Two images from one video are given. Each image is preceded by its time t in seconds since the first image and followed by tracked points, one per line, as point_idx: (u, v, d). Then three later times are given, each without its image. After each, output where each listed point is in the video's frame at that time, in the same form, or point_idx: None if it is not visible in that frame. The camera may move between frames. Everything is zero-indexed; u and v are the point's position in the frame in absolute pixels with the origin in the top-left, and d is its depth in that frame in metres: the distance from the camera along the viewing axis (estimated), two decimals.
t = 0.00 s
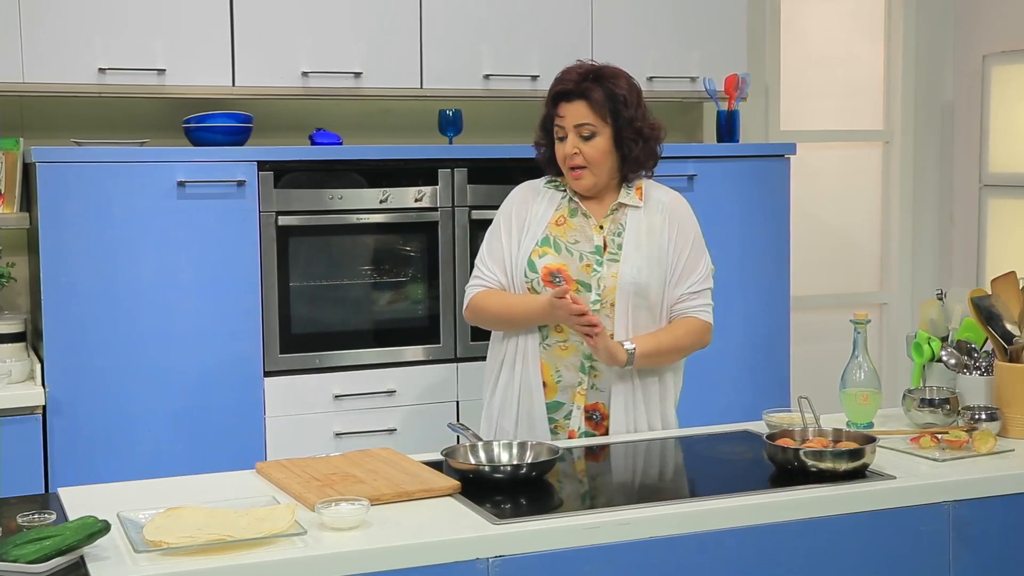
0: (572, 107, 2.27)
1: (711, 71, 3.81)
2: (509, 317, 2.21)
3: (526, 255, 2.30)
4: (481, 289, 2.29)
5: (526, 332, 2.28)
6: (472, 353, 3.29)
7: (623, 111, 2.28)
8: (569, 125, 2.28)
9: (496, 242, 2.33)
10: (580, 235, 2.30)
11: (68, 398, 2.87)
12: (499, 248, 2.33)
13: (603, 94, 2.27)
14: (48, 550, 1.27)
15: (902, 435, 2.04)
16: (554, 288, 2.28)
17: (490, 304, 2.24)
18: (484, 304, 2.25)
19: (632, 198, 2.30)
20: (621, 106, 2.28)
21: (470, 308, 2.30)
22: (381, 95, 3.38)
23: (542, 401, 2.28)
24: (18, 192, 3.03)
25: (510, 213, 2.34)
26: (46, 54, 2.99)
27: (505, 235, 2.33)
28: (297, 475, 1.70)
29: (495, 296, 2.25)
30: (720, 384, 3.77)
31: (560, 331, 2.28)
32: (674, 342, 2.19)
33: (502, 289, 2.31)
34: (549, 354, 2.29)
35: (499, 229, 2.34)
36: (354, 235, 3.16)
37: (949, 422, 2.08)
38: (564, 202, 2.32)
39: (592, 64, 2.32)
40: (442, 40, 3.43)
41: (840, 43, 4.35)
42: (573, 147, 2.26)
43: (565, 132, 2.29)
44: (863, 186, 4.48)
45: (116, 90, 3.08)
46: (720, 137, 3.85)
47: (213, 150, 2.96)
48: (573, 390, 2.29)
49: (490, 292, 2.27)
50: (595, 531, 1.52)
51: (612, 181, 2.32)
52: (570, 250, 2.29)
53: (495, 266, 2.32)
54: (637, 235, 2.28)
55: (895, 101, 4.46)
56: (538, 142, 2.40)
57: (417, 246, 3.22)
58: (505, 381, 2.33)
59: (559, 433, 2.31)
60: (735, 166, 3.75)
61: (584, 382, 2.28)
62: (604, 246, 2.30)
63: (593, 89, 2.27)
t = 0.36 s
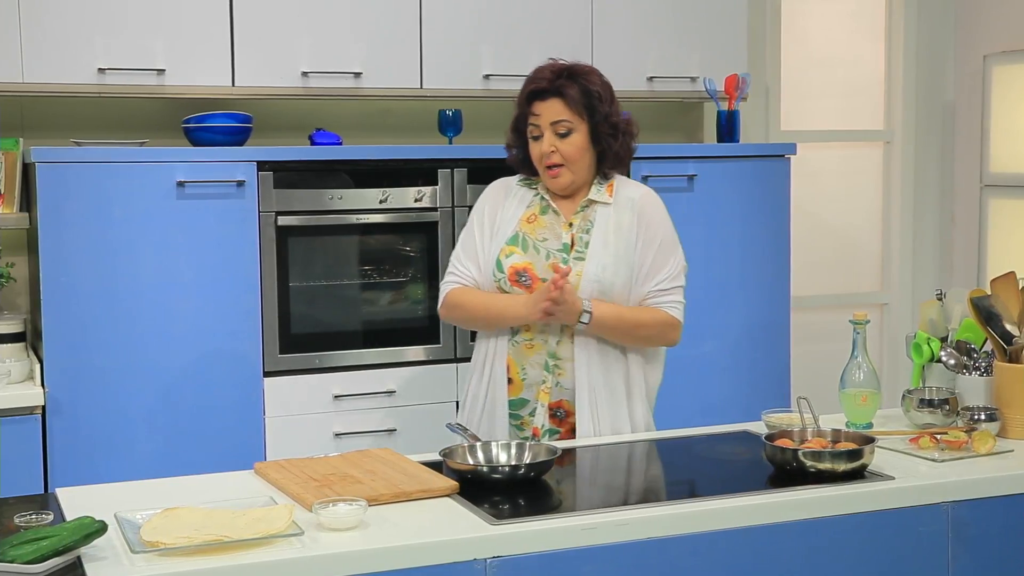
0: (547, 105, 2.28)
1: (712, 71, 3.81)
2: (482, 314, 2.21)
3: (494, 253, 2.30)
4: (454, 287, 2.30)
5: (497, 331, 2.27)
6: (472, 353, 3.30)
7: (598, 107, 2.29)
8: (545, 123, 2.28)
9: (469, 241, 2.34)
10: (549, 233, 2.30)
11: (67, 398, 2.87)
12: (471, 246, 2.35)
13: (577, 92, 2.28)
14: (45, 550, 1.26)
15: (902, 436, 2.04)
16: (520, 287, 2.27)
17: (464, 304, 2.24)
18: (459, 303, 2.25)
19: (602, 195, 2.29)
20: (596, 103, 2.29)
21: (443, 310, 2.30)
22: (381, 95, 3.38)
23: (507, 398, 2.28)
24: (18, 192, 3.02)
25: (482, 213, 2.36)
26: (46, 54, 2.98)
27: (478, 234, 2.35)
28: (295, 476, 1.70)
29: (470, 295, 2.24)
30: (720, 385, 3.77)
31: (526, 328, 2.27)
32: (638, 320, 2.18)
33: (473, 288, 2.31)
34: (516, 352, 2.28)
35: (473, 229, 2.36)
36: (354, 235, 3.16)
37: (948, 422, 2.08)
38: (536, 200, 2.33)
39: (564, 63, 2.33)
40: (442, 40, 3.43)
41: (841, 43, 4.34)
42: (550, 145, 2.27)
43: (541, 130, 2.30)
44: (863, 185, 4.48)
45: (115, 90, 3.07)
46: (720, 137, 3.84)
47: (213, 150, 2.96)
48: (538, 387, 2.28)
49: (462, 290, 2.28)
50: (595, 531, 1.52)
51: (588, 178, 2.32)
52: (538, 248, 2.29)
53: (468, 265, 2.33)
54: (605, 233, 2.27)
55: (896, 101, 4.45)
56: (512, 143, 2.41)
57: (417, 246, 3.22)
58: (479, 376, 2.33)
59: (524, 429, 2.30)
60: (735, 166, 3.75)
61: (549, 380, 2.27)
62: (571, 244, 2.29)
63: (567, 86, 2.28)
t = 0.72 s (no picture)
0: (473, 109, 2.31)
1: (718, 71, 3.80)
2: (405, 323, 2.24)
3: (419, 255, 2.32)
4: (383, 291, 2.33)
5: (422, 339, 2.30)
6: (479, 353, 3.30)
7: (525, 112, 2.31)
8: (471, 127, 2.31)
9: (397, 247, 2.36)
10: (473, 237, 2.30)
11: (73, 398, 2.87)
12: (400, 251, 2.37)
13: (505, 97, 2.30)
14: (48, 550, 1.26)
15: (907, 437, 2.03)
16: (442, 290, 2.29)
17: (390, 314, 2.26)
18: (387, 311, 2.27)
19: (525, 199, 2.30)
20: (523, 109, 2.30)
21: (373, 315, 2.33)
22: (386, 95, 3.38)
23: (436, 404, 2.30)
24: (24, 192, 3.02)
25: (413, 217, 2.38)
26: (52, 54, 2.99)
27: (407, 238, 2.36)
28: (299, 476, 1.70)
29: (397, 304, 2.26)
30: (725, 385, 3.76)
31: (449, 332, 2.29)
32: (551, 322, 2.22)
33: (399, 293, 2.33)
34: (441, 356, 2.30)
35: (403, 233, 2.37)
36: (360, 235, 3.18)
37: (955, 424, 2.06)
38: (462, 203, 2.34)
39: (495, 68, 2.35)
40: (447, 40, 3.43)
41: (848, 42, 4.33)
42: (474, 148, 2.29)
43: (467, 134, 2.33)
44: (870, 185, 4.46)
45: (121, 90, 3.08)
46: (726, 137, 3.83)
47: (218, 150, 2.96)
48: (464, 391, 2.30)
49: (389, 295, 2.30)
50: (599, 531, 1.52)
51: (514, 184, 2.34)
52: (461, 251, 2.30)
53: (398, 268, 2.36)
54: (525, 235, 2.28)
55: (903, 101, 4.44)
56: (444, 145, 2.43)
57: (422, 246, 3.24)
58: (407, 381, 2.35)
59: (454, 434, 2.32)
60: (741, 166, 3.74)
61: (473, 383, 2.28)
62: (493, 247, 2.29)
63: (494, 91, 2.30)
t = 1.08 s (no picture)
0: (409, 111, 2.24)
1: (731, 72, 3.79)
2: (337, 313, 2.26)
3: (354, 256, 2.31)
4: (322, 289, 2.33)
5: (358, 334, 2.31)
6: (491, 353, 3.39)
7: (462, 116, 2.25)
8: (406, 129, 2.25)
9: (336, 246, 2.36)
10: (404, 237, 2.29)
11: (86, 398, 2.89)
12: (338, 250, 2.36)
13: (442, 100, 2.24)
14: (59, 549, 1.26)
15: (920, 439, 2.02)
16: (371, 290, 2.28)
17: (324, 306, 2.28)
18: (322, 305, 2.29)
19: (456, 199, 2.26)
20: (460, 112, 2.25)
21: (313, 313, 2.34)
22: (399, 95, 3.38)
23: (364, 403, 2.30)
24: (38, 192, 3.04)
25: (352, 217, 2.36)
26: (65, 54, 3.00)
27: (345, 237, 2.34)
28: (310, 476, 1.71)
29: (334, 295, 2.28)
30: (738, 386, 3.75)
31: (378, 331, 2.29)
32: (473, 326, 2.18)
33: (337, 292, 2.32)
34: (372, 355, 2.30)
35: (343, 233, 2.36)
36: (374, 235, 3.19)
37: (968, 425, 2.06)
38: (397, 205, 2.32)
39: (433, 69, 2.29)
40: (459, 40, 3.43)
41: (861, 42, 4.31)
42: (411, 151, 2.24)
43: (404, 136, 2.27)
44: (884, 186, 4.44)
45: (134, 91, 3.09)
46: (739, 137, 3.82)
47: (231, 150, 2.97)
48: (392, 391, 2.29)
49: (327, 294, 2.30)
50: (610, 532, 1.51)
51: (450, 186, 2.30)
52: (391, 251, 2.28)
53: (336, 267, 2.34)
54: (452, 236, 2.25)
55: (917, 101, 4.41)
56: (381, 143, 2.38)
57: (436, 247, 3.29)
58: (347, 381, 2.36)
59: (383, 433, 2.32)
60: (754, 166, 3.72)
61: (399, 383, 2.28)
62: (421, 247, 2.27)
63: (431, 94, 2.24)
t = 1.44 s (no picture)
0: (387, 121, 2.10)
1: (766, 71, 3.75)
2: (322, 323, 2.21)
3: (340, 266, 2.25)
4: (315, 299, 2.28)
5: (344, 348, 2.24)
6: (524, 353, 3.42)
7: (443, 123, 2.10)
8: (386, 139, 2.11)
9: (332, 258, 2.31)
10: (384, 246, 2.19)
11: (124, 397, 2.92)
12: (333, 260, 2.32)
13: (420, 108, 2.09)
14: (95, 546, 1.27)
15: (958, 442, 1.98)
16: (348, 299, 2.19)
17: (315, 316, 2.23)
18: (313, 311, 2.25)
19: (434, 208, 2.12)
20: (439, 120, 2.10)
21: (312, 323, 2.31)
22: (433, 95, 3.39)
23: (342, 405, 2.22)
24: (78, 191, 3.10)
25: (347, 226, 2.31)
26: (104, 56, 3.03)
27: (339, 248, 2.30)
28: (344, 475, 1.71)
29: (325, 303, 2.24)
30: (773, 387, 3.71)
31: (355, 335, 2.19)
32: (445, 337, 2.01)
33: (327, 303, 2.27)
34: (349, 359, 2.20)
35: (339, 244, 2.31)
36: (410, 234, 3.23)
37: (1007, 428, 2.03)
38: (385, 214, 2.23)
39: (413, 75, 2.14)
40: (493, 40, 3.43)
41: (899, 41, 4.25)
42: (390, 161, 2.11)
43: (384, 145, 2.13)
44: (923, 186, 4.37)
45: (171, 91, 3.12)
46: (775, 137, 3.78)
47: (267, 150, 2.99)
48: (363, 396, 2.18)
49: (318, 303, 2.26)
50: (643, 534, 1.50)
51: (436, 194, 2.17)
52: (369, 260, 2.19)
53: (330, 276, 2.29)
54: (424, 244, 2.10)
55: (957, 100, 4.34)
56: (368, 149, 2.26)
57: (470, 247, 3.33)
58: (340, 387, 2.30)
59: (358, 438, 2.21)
60: (790, 166, 3.68)
61: (368, 389, 2.16)
62: (395, 255, 2.16)
63: (409, 103, 2.09)
